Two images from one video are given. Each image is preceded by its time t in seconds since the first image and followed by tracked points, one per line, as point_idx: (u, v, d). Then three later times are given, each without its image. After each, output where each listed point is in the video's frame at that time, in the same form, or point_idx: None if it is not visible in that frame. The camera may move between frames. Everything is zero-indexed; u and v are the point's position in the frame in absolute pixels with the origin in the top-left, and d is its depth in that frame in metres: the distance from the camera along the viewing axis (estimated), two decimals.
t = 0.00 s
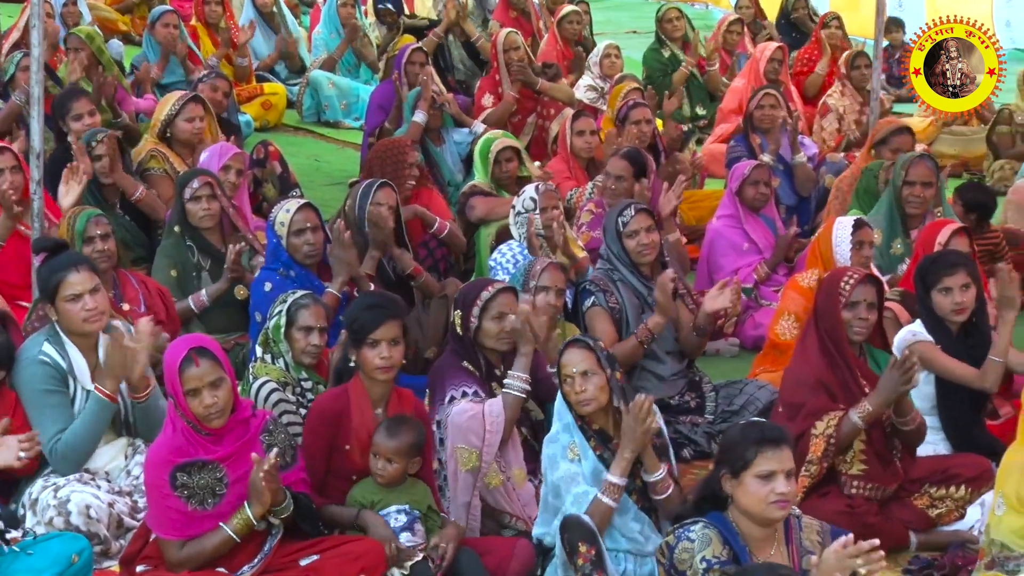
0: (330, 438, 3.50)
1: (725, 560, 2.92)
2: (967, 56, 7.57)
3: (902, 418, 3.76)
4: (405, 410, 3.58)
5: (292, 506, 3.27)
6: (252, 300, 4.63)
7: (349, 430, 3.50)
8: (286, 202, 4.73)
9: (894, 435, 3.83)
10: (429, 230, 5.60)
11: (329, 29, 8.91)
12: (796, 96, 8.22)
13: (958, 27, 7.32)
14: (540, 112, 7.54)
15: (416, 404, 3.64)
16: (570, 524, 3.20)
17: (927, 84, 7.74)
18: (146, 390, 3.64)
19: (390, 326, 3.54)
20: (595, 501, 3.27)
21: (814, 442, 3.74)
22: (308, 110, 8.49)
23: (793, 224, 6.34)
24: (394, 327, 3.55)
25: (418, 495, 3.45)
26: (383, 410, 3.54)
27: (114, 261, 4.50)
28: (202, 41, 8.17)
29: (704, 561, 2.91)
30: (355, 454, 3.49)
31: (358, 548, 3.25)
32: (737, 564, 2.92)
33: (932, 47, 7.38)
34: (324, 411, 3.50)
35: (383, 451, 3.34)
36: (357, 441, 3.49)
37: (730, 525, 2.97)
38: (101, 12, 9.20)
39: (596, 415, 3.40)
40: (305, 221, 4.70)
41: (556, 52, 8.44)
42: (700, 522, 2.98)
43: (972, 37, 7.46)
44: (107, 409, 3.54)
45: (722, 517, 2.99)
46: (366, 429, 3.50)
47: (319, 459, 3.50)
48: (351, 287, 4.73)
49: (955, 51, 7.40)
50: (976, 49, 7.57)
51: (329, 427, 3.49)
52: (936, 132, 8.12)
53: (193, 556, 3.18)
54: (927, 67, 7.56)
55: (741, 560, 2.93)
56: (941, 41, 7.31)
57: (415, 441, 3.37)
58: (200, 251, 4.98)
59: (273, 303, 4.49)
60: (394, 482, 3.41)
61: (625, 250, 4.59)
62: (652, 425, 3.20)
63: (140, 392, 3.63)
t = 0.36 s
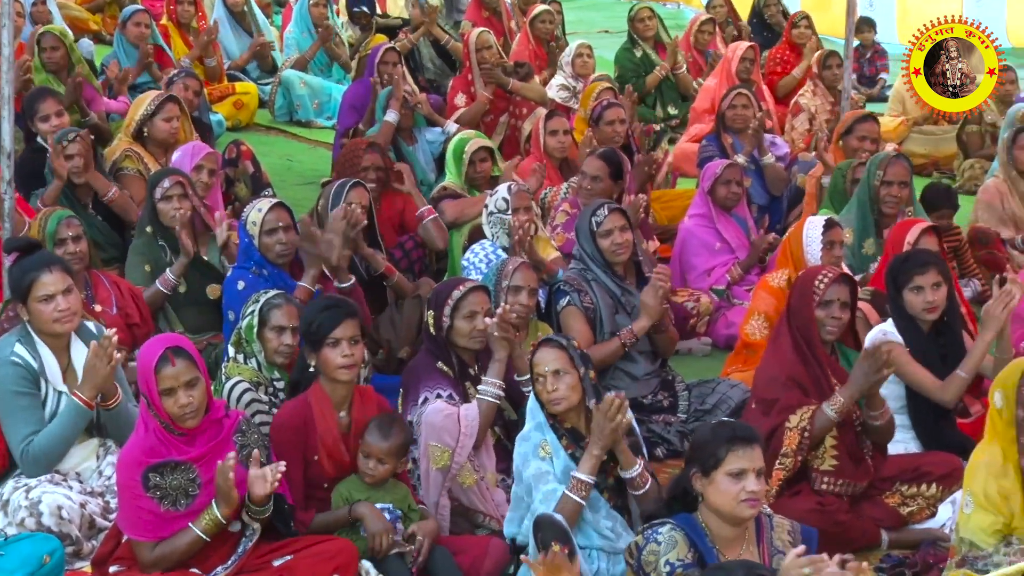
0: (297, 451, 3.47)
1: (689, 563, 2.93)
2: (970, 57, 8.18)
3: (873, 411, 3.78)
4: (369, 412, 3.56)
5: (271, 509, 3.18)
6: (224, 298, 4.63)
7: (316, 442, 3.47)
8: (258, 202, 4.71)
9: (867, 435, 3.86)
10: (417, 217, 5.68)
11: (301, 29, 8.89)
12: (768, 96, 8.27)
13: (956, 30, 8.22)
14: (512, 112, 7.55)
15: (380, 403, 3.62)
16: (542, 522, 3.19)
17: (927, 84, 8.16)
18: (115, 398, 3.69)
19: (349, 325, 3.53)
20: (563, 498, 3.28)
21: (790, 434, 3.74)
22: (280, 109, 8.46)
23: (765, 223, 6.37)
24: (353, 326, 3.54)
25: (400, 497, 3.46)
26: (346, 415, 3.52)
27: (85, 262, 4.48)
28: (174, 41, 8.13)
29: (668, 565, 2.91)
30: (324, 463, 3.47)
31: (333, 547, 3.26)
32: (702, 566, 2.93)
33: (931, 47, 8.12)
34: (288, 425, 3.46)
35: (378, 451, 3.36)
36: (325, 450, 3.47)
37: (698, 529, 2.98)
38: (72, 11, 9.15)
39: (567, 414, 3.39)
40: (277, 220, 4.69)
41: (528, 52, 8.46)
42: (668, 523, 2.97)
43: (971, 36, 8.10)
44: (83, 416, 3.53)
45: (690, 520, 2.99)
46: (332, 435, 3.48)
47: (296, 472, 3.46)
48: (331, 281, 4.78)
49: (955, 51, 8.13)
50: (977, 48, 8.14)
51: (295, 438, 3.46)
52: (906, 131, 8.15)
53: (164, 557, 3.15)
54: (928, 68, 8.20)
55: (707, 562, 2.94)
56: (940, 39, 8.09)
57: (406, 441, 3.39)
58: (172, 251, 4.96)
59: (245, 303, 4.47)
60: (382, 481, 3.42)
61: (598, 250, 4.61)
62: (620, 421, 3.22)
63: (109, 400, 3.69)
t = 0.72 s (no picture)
0: (289, 458, 3.42)
1: (675, 562, 2.92)
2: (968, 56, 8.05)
3: (859, 413, 3.80)
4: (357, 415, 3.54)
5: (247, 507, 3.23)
6: (206, 299, 4.60)
7: (306, 449, 3.43)
8: (242, 202, 4.70)
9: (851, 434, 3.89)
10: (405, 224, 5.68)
11: (282, 28, 8.90)
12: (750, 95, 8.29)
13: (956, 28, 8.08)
14: (495, 111, 7.55)
15: (366, 404, 3.61)
16: (525, 522, 3.20)
17: (928, 84, 8.11)
18: (102, 391, 3.65)
19: (346, 333, 3.49)
20: (551, 493, 3.26)
21: (769, 435, 3.77)
22: (261, 109, 8.44)
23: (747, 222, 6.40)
24: (349, 334, 3.50)
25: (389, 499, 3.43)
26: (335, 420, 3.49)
27: (70, 262, 4.46)
28: (155, 41, 8.10)
29: (654, 564, 2.90)
30: (315, 471, 3.42)
31: (317, 549, 3.24)
32: (687, 566, 2.93)
33: (932, 47, 8.06)
34: (278, 433, 3.42)
35: (360, 457, 3.36)
36: (314, 458, 3.42)
37: (682, 529, 2.98)
38: (53, 10, 9.10)
39: (551, 412, 3.40)
40: (261, 221, 4.68)
41: (511, 51, 8.46)
42: (651, 524, 2.97)
43: (970, 36, 7.95)
44: (57, 410, 3.53)
45: (672, 519, 3.00)
46: (321, 444, 3.44)
47: (290, 486, 3.41)
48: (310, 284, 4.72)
49: (955, 51, 8.03)
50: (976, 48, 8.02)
51: (285, 446, 3.42)
52: (887, 131, 8.22)
53: (147, 558, 3.14)
54: (927, 68, 8.16)
55: (692, 562, 2.93)
56: (941, 39, 8.00)
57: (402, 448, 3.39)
58: (154, 252, 4.94)
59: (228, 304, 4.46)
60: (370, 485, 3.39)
61: (580, 249, 4.62)
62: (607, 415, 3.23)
63: (96, 393, 3.65)
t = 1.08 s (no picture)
0: (267, 460, 3.40)
1: (655, 560, 2.91)
2: (966, 56, 7.87)
3: (829, 417, 3.84)
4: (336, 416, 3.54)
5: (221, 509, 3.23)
6: (184, 299, 4.59)
7: (282, 449, 3.42)
8: (219, 202, 4.70)
9: (825, 434, 3.92)
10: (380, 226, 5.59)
11: (259, 28, 8.80)
12: (727, 96, 8.33)
13: (956, 28, 7.70)
14: (472, 111, 7.57)
15: (346, 407, 3.60)
16: (505, 523, 3.19)
17: (926, 84, 7.80)
18: (73, 398, 3.71)
19: (331, 334, 3.49)
20: (524, 502, 3.29)
21: (751, 436, 3.79)
22: (239, 110, 8.41)
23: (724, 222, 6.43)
24: (333, 336, 3.50)
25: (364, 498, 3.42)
26: (314, 421, 3.50)
27: (45, 263, 4.43)
28: (132, 40, 8.06)
29: (634, 561, 2.90)
30: (292, 472, 3.42)
31: (294, 549, 3.24)
32: (668, 563, 2.92)
33: (931, 47, 7.64)
34: (257, 434, 3.40)
35: (342, 461, 3.35)
36: (291, 459, 3.42)
37: (663, 527, 2.96)
38: (28, 10, 9.03)
39: (532, 413, 3.40)
40: (239, 221, 4.67)
41: (489, 51, 8.47)
42: (633, 520, 2.96)
43: (970, 36, 7.65)
44: (41, 417, 3.54)
45: (655, 517, 2.98)
46: (299, 445, 3.43)
47: (266, 489, 3.40)
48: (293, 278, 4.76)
49: (954, 51, 7.68)
50: (975, 47, 7.84)
51: (263, 448, 3.40)
52: (865, 131, 8.22)
53: (124, 559, 3.13)
54: (926, 67, 7.81)
55: (672, 560, 2.92)
56: (939, 40, 7.56)
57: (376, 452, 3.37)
58: (131, 252, 4.93)
59: (205, 304, 4.44)
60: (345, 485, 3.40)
61: (559, 250, 4.63)
62: (587, 435, 3.21)
63: (68, 400, 3.70)
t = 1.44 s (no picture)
0: (241, 458, 3.39)
1: (641, 554, 2.91)
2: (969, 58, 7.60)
3: (810, 411, 3.87)
4: (310, 414, 3.54)
5: (202, 510, 3.22)
6: (159, 299, 4.56)
7: (257, 447, 3.41)
8: (196, 202, 4.67)
9: (798, 431, 3.94)
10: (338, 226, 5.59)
11: (234, 27, 8.87)
12: (703, 95, 8.36)
13: (957, 28, 7.46)
14: (448, 110, 7.57)
15: (319, 406, 3.61)
16: (481, 523, 3.20)
17: (927, 85, 7.46)
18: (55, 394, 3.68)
19: (304, 332, 3.49)
20: (502, 496, 3.27)
21: (723, 435, 3.80)
22: (214, 109, 8.38)
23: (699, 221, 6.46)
24: (308, 334, 3.50)
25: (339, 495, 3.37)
26: (287, 420, 3.50)
27: (18, 262, 4.40)
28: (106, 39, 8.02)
29: (621, 556, 2.89)
30: (266, 470, 3.42)
31: (269, 549, 3.24)
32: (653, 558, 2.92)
33: (931, 46, 7.43)
34: (231, 432, 3.39)
35: (316, 460, 3.33)
36: (266, 457, 3.42)
37: (648, 521, 2.98)
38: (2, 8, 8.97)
39: (507, 412, 3.41)
40: (215, 220, 4.64)
41: (465, 51, 8.47)
42: (618, 516, 2.97)
43: (970, 36, 7.41)
44: (11, 413, 3.54)
45: (639, 512, 2.99)
46: (274, 444, 3.43)
47: (241, 488, 3.38)
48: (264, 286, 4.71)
49: (956, 51, 7.39)
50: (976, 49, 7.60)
51: (237, 446, 3.39)
52: (840, 130, 8.25)
53: (99, 559, 3.12)
54: (927, 68, 7.50)
55: (657, 553, 2.93)
56: (940, 39, 7.35)
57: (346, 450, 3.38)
58: (105, 251, 4.90)
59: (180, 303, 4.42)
60: (319, 484, 3.40)
61: (534, 249, 4.64)
62: (560, 421, 3.21)
63: (49, 395, 3.67)
